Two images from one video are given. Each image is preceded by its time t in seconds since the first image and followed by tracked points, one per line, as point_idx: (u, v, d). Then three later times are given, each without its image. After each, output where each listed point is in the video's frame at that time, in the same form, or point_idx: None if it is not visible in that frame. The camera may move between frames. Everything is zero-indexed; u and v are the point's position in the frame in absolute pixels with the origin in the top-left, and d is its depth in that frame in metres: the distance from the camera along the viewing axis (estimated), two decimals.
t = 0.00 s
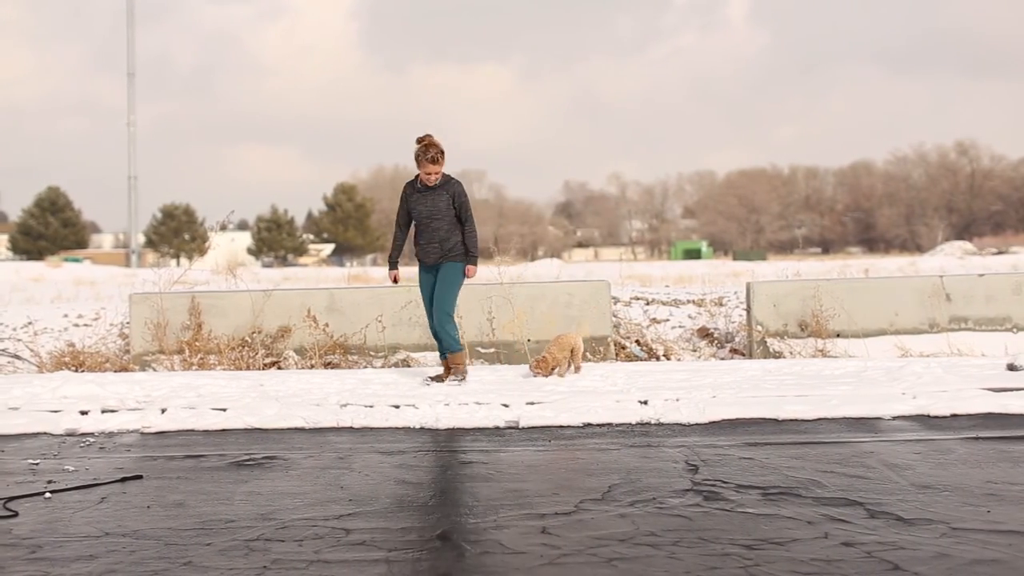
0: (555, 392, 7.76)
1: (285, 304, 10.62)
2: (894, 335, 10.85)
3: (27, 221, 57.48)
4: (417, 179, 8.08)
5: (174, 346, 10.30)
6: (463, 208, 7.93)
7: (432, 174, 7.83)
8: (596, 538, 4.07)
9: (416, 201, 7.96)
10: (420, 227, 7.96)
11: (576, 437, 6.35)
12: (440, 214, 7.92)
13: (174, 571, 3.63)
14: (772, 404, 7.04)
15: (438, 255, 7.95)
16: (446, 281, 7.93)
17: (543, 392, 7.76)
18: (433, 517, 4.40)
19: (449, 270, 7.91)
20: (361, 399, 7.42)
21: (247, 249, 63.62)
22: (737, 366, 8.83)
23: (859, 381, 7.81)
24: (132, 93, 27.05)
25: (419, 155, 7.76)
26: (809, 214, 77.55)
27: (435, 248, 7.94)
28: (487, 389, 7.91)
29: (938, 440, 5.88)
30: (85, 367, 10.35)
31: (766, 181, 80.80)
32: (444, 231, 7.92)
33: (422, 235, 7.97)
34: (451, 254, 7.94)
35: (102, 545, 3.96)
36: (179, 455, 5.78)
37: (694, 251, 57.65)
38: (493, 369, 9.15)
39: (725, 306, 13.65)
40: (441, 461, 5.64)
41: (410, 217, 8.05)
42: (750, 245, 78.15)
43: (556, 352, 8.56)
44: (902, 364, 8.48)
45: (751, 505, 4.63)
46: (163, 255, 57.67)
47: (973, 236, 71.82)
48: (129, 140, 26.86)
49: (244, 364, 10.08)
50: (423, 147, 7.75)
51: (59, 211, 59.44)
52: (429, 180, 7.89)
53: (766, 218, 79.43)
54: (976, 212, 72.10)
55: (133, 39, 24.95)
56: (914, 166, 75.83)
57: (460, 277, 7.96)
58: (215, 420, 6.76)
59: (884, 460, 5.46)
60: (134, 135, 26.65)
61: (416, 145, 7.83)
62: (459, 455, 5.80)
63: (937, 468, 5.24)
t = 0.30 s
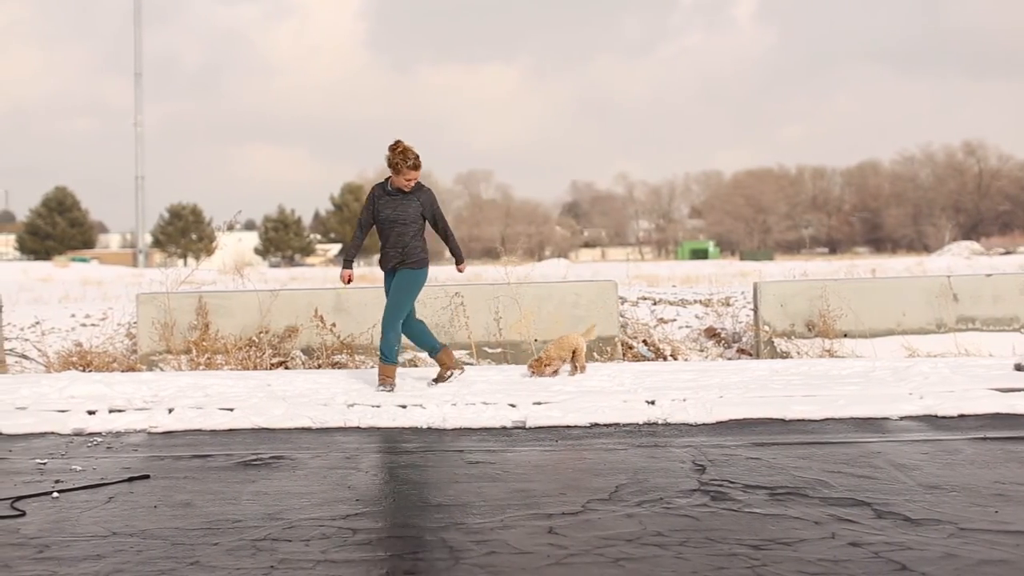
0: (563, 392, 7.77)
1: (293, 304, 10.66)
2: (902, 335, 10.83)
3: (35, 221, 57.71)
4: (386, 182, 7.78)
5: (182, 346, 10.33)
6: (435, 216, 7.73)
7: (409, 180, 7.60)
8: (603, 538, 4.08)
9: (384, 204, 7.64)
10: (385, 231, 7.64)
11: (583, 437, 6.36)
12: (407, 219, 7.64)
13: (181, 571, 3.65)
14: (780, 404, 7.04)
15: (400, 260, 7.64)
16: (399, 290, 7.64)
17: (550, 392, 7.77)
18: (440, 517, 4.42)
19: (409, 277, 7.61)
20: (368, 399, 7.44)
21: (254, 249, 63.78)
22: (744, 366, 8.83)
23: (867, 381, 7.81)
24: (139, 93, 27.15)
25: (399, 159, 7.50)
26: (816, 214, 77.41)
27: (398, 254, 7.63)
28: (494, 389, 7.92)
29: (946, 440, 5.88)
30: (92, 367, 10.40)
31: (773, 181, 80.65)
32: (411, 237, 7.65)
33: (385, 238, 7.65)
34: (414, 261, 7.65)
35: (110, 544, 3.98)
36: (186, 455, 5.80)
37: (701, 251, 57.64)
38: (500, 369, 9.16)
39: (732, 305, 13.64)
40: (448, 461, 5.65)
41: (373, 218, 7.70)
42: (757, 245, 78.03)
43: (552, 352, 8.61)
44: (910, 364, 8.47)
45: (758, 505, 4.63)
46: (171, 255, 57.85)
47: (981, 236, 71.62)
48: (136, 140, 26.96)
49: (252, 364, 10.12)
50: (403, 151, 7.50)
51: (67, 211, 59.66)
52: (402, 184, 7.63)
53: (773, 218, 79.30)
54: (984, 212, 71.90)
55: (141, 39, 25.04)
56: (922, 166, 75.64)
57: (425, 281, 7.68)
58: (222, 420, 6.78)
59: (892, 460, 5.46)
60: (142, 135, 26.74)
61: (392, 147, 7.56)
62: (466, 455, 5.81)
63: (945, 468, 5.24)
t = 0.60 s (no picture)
0: (572, 392, 7.78)
1: (302, 304, 10.70)
2: (912, 335, 10.81)
3: (45, 221, 57.97)
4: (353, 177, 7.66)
5: (191, 346, 10.37)
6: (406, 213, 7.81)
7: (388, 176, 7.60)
8: (612, 539, 4.09)
9: (360, 202, 7.57)
10: (362, 229, 7.57)
11: (593, 437, 6.36)
12: (384, 217, 7.64)
13: (191, 570, 3.67)
14: (789, 404, 7.04)
15: (380, 259, 7.64)
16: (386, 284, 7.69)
17: (559, 392, 7.79)
18: (450, 517, 4.44)
19: (396, 273, 7.67)
20: (378, 399, 7.46)
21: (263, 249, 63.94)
22: (754, 366, 8.83)
23: (876, 381, 7.81)
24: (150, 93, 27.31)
25: (385, 157, 7.47)
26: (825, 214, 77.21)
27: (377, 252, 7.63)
28: (504, 389, 7.94)
29: (957, 441, 5.87)
30: (102, 367, 10.45)
31: (783, 181, 80.48)
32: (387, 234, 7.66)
33: (364, 236, 7.58)
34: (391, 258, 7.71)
35: (119, 544, 4.01)
36: (195, 455, 5.83)
37: (711, 251, 57.49)
38: (509, 369, 9.18)
39: (741, 306, 13.63)
40: (458, 460, 5.67)
41: (347, 216, 7.59)
42: (766, 245, 77.85)
43: (560, 352, 8.61)
44: (920, 364, 8.45)
45: (768, 506, 4.64)
46: (180, 255, 58.05)
47: (991, 236, 71.32)
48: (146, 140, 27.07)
49: (261, 364, 10.18)
50: (387, 149, 7.48)
51: (76, 211, 59.91)
52: (377, 181, 7.61)
53: (783, 218, 79.09)
54: (994, 212, 71.60)
55: (150, 38, 25.14)
56: (932, 166, 75.37)
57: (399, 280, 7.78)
58: (232, 420, 6.81)
59: (902, 460, 5.46)
60: (151, 134, 26.84)
61: (374, 144, 7.49)
62: (476, 455, 5.83)
63: (955, 468, 5.23)
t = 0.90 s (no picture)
0: (581, 392, 7.80)
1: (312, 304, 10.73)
2: (922, 335, 10.78)
3: (55, 222, 58.28)
4: (324, 188, 7.61)
5: (201, 346, 10.44)
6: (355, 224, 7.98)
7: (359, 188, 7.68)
8: (622, 539, 4.10)
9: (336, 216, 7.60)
10: (337, 242, 7.65)
11: (603, 437, 6.38)
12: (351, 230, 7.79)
13: (201, 570, 3.70)
14: (799, 404, 7.04)
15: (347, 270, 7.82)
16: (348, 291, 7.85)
17: (568, 392, 7.81)
18: (460, 517, 4.46)
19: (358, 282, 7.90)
20: (388, 399, 7.49)
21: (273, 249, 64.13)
22: (763, 366, 8.83)
23: (886, 381, 7.80)
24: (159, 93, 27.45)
25: (362, 167, 7.53)
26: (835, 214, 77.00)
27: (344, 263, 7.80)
28: (513, 389, 7.96)
29: (967, 441, 5.86)
30: (112, 367, 10.52)
31: (792, 180, 80.29)
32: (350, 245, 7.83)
33: (338, 249, 7.67)
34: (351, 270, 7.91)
35: (129, 544, 4.04)
36: (205, 455, 5.86)
37: (720, 251, 57.38)
38: (519, 369, 9.20)
39: (751, 306, 13.63)
40: (468, 461, 5.69)
41: (322, 229, 7.57)
42: (776, 245, 77.67)
43: (562, 352, 8.58)
44: (930, 364, 8.44)
45: (777, 506, 4.64)
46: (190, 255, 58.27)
47: (1002, 236, 71.02)
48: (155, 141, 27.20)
49: (271, 364, 10.29)
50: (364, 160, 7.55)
51: (87, 211, 60.21)
52: (349, 192, 7.68)
53: (793, 218, 78.91)
54: (1005, 212, 71.27)
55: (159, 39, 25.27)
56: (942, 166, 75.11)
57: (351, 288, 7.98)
58: (242, 420, 6.85)
59: (912, 461, 5.45)
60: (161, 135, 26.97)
61: (349, 155, 7.51)
62: (486, 455, 5.85)
63: (966, 469, 5.22)
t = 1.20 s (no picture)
0: (589, 392, 7.82)
1: (320, 303, 10.74)
2: (930, 336, 10.75)
3: (63, 222, 58.53)
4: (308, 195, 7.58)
5: (209, 346, 10.50)
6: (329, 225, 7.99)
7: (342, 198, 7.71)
8: (629, 539, 4.11)
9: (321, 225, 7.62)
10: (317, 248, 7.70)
11: (611, 438, 6.39)
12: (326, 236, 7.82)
13: (209, 570, 3.72)
14: (807, 405, 7.03)
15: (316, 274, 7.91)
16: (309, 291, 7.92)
17: (576, 392, 7.82)
18: (468, 517, 4.47)
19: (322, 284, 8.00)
20: (395, 399, 7.51)
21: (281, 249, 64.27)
22: (772, 366, 8.83)
23: (894, 381, 7.80)
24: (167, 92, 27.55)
25: (348, 178, 7.60)
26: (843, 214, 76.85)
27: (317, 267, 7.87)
28: (521, 389, 7.98)
29: (976, 442, 5.84)
30: (120, 366, 10.59)
31: (800, 181, 80.13)
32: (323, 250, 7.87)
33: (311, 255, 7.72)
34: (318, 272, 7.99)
35: (138, 543, 4.07)
36: (213, 455, 5.89)
37: (728, 251, 57.27)
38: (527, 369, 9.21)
39: (759, 306, 13.62)
40: (476, 461, 5.71)
41: (303, 234, 7.58)
42: (784, 245, 77.52)
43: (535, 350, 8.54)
44: (939, 364, 8.43)
45: (786, 506, 4.64)
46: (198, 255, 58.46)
47: (1011, 236, 70.73)
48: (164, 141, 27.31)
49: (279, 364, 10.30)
50: (350, 171, 7.60)
51: (95, 211, 60.44)
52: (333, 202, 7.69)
53: (801, 218, 78.75)
54: (1014, 212, 71.00)
55: (167, 38, 25.36)
56: (950, 167, 74.90)
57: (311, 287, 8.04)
58: (250, 420, 6.88)
59: (920, 461, 5.44)
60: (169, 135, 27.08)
61: (336, 166, 7.55)
62: (494, 455, 5.87)
63: (974, 469, 5.21)
